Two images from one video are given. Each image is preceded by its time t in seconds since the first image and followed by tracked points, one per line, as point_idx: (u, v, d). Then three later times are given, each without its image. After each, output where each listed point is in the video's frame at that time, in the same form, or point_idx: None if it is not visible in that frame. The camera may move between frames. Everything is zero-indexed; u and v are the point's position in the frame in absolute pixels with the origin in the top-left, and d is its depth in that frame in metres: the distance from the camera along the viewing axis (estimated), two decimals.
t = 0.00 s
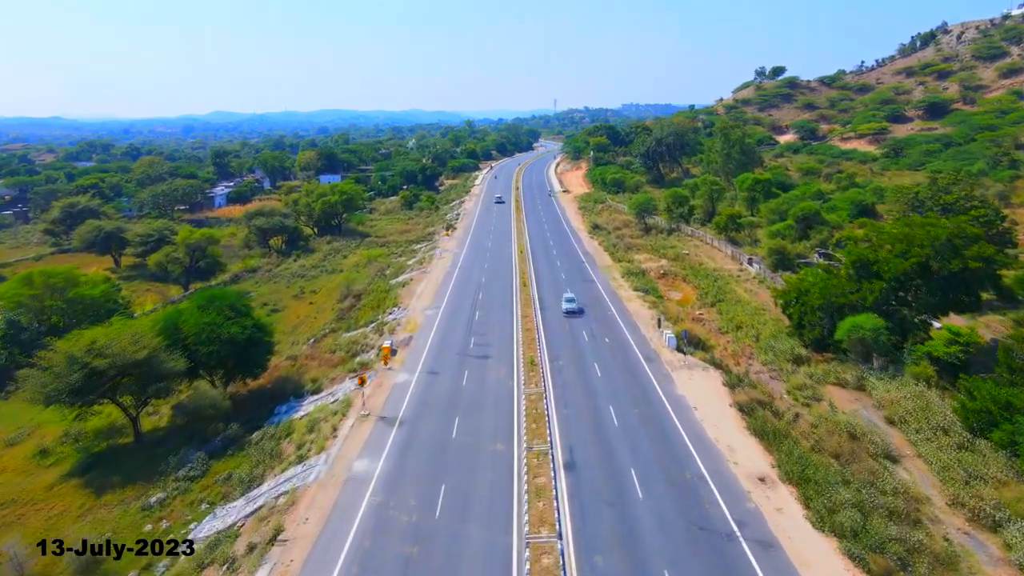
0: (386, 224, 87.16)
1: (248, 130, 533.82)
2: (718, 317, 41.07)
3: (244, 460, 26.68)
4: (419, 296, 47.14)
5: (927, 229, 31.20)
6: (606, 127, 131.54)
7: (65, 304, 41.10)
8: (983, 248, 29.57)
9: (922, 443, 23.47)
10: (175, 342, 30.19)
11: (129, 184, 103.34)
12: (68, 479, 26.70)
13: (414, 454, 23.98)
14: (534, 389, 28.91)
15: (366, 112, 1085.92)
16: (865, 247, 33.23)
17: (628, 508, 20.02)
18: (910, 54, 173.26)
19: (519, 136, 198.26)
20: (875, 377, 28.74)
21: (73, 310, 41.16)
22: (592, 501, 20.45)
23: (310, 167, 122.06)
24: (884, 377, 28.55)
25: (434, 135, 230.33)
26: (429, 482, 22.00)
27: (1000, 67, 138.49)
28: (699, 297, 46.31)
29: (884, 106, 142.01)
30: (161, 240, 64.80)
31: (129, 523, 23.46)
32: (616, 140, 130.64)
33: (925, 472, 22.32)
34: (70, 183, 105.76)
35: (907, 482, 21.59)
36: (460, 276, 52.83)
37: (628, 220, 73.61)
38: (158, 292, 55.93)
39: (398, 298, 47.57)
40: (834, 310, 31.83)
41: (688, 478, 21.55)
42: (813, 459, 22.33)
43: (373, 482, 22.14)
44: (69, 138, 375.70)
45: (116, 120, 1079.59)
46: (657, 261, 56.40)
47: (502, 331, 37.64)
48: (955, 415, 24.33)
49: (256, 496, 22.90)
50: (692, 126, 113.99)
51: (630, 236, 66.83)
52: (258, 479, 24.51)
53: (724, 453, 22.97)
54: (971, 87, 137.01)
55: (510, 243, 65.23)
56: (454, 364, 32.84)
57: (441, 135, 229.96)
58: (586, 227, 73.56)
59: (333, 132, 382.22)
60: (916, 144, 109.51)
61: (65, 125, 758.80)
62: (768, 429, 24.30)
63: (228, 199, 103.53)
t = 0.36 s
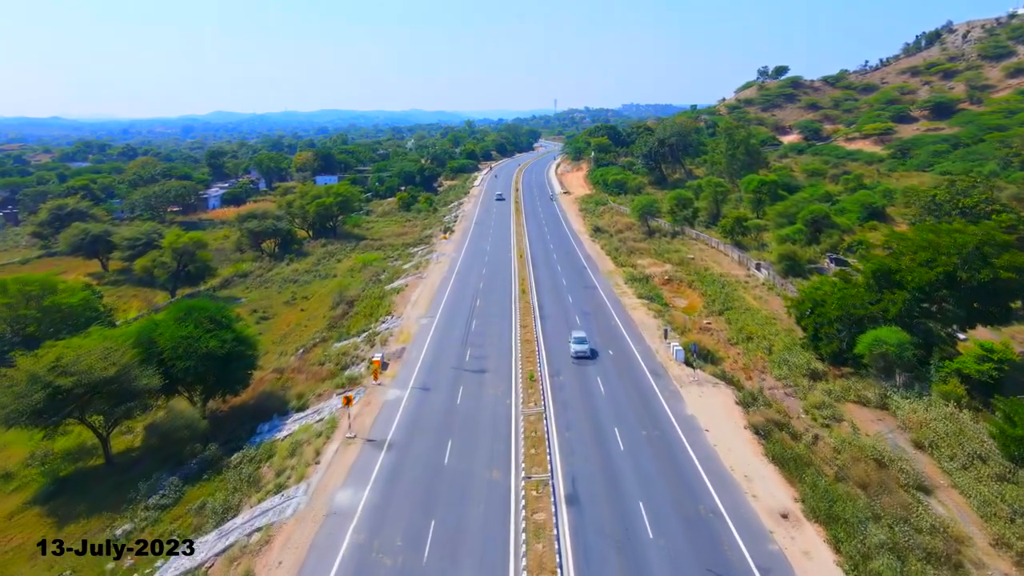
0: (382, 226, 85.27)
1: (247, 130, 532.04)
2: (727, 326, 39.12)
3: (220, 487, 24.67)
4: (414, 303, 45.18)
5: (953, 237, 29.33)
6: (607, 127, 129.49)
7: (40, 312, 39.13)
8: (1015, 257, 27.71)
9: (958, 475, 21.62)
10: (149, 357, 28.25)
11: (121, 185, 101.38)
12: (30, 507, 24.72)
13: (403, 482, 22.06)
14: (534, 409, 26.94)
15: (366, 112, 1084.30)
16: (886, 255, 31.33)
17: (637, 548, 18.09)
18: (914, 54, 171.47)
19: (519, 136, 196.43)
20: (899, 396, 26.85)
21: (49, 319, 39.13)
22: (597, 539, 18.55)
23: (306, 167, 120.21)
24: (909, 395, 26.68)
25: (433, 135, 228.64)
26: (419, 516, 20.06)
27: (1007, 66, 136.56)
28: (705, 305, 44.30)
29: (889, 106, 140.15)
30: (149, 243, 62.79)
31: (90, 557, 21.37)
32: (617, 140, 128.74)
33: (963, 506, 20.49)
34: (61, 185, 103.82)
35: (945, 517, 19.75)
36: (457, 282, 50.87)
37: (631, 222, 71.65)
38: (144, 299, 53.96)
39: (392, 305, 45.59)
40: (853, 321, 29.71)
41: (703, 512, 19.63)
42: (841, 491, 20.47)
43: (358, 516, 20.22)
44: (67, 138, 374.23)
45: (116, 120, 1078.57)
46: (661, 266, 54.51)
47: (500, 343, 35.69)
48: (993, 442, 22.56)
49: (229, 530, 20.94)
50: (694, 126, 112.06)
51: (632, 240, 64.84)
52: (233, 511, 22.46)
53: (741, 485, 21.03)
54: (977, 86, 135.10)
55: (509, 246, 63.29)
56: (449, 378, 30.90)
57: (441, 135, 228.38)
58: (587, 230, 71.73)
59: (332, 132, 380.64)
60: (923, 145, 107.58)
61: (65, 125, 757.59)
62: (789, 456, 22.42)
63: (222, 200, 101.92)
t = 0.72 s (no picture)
0: (379, 228, 83.36)
1: (246, 129, 529.92)
2: (738, 337, 37.18)
3: (193, 516, 22.72)
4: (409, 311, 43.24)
5: (985, 245, 27.46)
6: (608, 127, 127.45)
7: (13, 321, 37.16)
8: None
9: (1000, 509, 19.76)
10: (120, 374, 26.39)
11: (113, 186, 99.37)
12: None
13: (390, 516, 20.09)
14: (534, 431, 24.98)
15: (365, 112, 1082.62)
16: (911, 264, 29.40)
17: None
18: (919, 52, 169.55)
19: (519, 136, 194.40)
20: (928, 417, 24.94)
21: (24, 328, 37.18)
22: None
23: (303, 167, 118.20)
24: (939, 416, 24.80)
25: (432, 134, 226.61)
26: (406, 556, 18.11)
27: (1015, 65, 134.53)
28: (714, 313, 42.26)
29: (895, 105, 138.11)
30: (136, 247, 60.84)
31: None
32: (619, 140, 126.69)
33: (1007, 544, 18.60)
34: (52, 185, 101.81)
35: (990, 558, 17.84)
36: (453, 288, 48.92)
37: (634, 224, 69.62)
38: (130, 305, 52.01)
39: (385, 313, 43.66)
40: (876, 335, 27.79)
41: (720, 554, 17.67)
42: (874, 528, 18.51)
43: (339, 556, 18.29)
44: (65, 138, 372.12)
45: (115, 120, 1076.82)
46: (666, 271, 52.59)
47: (498, 355, 33.74)
48: None
49: (198, 569, 18.88)
50: (697, 126, 110.06)
51: (635, 243, 62.90)
52: (204, 545, 20.49)
53: (762, 521, 19.07)
54: (984, 85, 133.05)
55: (508, 250, 61.35)
56: (443, 395, 28.94)
57: (441, 134, 226.41)
58: (588, 232, 69.86)
59: (331, 132, 378.70)
60: (930, 145, 105.63)
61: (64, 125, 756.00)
62: (813, 486, 20.50)
63: (216, 201, 100.21)
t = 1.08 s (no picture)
0: (374, 231, 81.43)
1: (246, 129, 527.92)
2: (749, 348, 35.19)
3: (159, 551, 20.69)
4: (402, 319, 41.24)
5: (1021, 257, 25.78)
6: (609, 127, 125.41)
7: None
8: None
9: None
10: (85, 395, 24.45)
11: (103, 186, 97.35)
12: None
13: (373, 558, 18.15)
14: (533, 459, 22.99)
15: (365, 112, 1081.84)
16: (938, 275, 27.64)
17: None
18: (923, 51, 167.68)
19: (518, 136, 192.36)
20: (962, 442, 23.01)
21: None
22: None
23: (298, 168, 116.15)
24: (973, 442, 22.90)
25: (430, 135, 224.73)
26: None
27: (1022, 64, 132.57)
28: (722, 322, 40.29)
29: (900, 105, 136.12)
30: (121, 251, 58.81)
31: None
32: (620, 140, 124.73)
33: None
34: (41, 186, 99.74)
35: None
36: (449, 295, 47.00)
37: (636, 227, 67.65)
38: (113, 312, 50.03)
39: (377, 321, 41.68)
40: (902, 351, 25.83)
41: None
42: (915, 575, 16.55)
43: None
44: (63, 139, 370.38)
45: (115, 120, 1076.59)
46: (670, 277, 50.68)
47: (496, 369, 31.76)
48: None
49: None
50: (700, 126, 108.09)
51: (638, 247, 60.99)
52: None
53: (786, 566, 17.13)
54: (991, 84, 131.14)
55: (507, 254, 59.38)
56: (436, 416, 26.98)
57: (440, 134, 224.57)
58: (589, 235, 67.94)
59: (330, 132, 376.93)
60: (938, 145, 103.57)
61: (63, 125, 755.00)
62: (844, 526, 18.50)
63: (209, 203, 98.22)
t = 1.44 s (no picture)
0: (370, 233, 79.51)
1: (245, 129, 526.26)
2: (761, 361, 33.15)
3: None
4: (394, 330, 39.22)
5: None
6: (610, 127, 123.41)
7: None
8: None
9: None
10: (44, 419, 22.27)
11: (94, 187, 95.45)
12: None
13: None
14: (531, 492, 20.99)
15: (365, 112, 1080.68)
16: (967, 286, 25.55)
17: None
18: (928, 51, 165.65)
19: (519, 136, 190.49)
20: (1001, 473, 21.06)
21: None
22: None
23: (294, 169, 114.16)
24: (1014, 473, 20.93)
25: (429, 135, 222.79)
26: None
27: None
28: (731, 333, 38.30)
29: (905, 105, 134.18)
30: (106, 255, 56.82)
31: None
32: (621, 141, 122.75)
33: None
34: (31, 187, 97.82)
35: None
36: (444, 302, 45.00)
37: (638, 230, 65.67)
38: (96, 320, 48.07)
39: (368, 331, 39.67)
40: (930, 371, 23.83)
41: None
42: None
43: None
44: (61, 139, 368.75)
45: (115, 120, 1075.07)
46: (675, 283, 48.66)
47: (491, 386, 29.77)
48: None
49: None
50: (703, 126, 106.09)
51: (641, 251, 59.01)
52: None
53: None
54: (998, 84, 129.08)
55: (506, 259, 57.35)
56: (426, 440, 24.97)
57: (440, 134, 222.75)
58: (590, 238, 65.94)
59: (329, 132, 374.98)
60: (945, 145, 101.51)
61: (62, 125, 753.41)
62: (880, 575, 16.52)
63: (202, 205, 96.44)
